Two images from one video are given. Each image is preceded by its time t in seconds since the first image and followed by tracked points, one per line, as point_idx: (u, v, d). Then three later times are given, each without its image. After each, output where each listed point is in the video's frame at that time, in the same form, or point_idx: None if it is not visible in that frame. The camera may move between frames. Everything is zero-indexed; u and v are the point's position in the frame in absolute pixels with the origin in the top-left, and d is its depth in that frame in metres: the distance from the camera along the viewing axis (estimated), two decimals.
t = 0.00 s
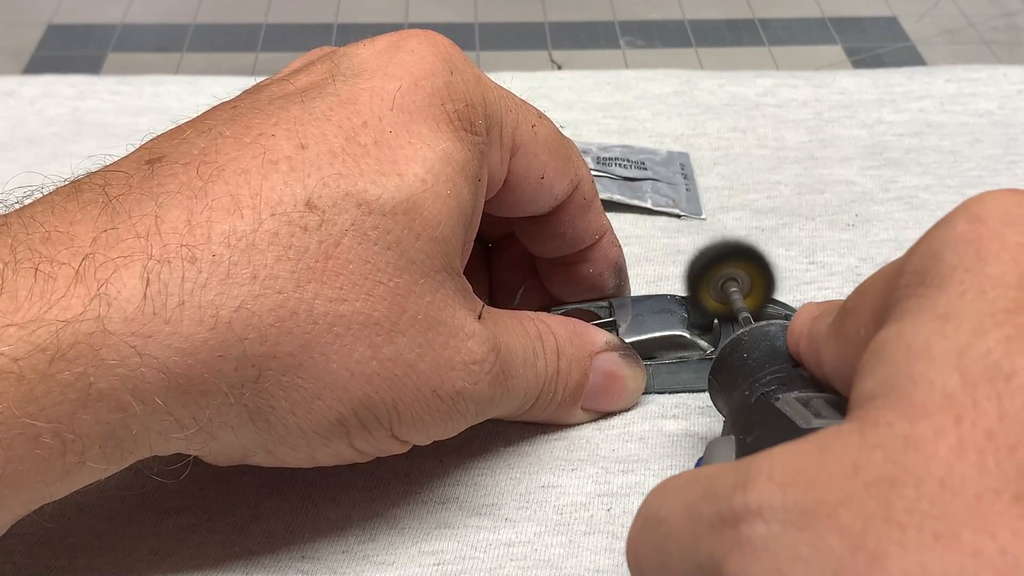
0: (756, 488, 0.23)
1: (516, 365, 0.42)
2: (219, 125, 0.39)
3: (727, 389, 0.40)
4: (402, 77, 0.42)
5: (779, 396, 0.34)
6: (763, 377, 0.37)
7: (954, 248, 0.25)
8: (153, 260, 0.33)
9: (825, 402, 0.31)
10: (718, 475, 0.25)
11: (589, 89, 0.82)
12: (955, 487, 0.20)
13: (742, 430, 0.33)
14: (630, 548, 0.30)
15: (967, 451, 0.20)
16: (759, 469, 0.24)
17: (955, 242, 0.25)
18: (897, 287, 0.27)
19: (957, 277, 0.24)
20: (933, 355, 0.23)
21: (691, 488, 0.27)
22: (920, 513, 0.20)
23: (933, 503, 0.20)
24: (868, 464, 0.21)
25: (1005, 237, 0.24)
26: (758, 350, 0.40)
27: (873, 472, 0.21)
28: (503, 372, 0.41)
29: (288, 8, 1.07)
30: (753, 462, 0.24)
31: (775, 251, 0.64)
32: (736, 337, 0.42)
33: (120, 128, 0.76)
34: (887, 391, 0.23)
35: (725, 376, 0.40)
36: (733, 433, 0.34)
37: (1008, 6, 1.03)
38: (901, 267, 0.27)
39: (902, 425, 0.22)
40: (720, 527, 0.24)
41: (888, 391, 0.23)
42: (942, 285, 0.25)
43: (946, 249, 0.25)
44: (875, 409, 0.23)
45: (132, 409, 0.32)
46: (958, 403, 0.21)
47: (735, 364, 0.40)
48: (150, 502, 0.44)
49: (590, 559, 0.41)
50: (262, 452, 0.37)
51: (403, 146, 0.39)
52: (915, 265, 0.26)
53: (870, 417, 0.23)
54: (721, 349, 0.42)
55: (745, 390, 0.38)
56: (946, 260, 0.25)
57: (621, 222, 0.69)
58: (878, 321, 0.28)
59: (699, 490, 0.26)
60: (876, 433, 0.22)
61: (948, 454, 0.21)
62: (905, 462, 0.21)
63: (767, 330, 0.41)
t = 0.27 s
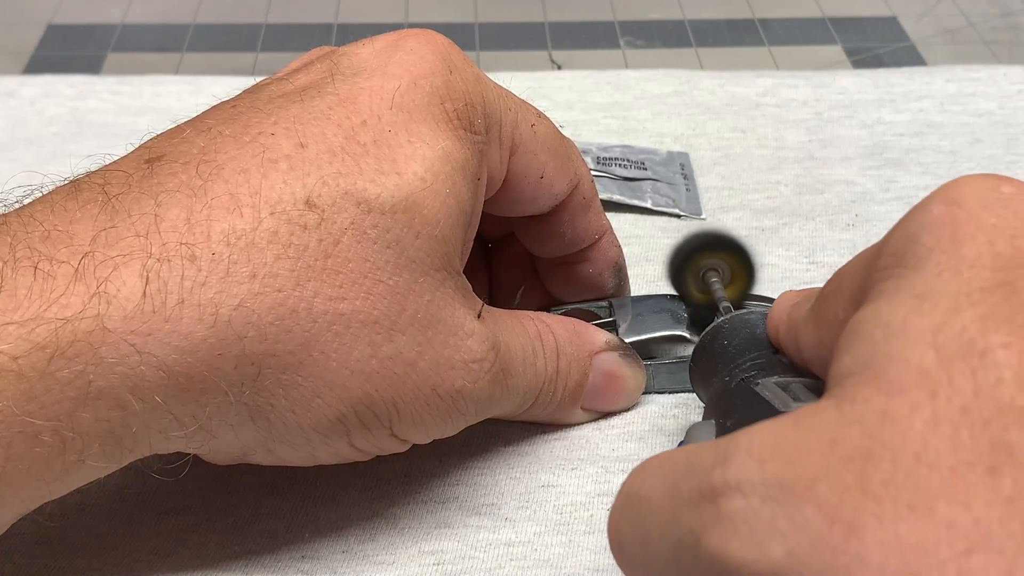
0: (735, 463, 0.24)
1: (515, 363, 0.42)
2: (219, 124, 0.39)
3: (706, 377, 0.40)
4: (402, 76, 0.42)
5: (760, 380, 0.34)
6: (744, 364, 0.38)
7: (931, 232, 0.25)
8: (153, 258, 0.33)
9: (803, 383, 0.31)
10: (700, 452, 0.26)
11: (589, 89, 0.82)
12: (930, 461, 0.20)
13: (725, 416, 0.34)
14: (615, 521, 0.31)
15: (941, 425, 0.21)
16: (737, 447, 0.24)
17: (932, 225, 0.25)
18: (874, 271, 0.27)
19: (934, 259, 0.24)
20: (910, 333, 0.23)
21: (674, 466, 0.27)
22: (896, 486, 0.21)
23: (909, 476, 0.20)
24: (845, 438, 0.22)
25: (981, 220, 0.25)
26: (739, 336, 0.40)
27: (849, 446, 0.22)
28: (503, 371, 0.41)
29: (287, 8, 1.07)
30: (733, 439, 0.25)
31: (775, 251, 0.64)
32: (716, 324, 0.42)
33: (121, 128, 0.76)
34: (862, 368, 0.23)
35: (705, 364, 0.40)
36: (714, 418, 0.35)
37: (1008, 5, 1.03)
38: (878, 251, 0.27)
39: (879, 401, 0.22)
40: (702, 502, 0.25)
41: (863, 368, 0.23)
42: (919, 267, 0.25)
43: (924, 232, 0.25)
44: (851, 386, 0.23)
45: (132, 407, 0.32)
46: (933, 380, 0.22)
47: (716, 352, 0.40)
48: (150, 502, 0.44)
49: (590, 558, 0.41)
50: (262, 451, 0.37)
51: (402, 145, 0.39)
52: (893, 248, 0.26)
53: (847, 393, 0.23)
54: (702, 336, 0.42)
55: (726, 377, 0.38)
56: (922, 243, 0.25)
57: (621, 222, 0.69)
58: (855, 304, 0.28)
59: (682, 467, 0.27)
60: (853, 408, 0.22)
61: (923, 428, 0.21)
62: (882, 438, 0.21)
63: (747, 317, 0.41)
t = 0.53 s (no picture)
0: (723, 438, 0.24)
1: (515, 362, 0.42)
2: (219, 123, 0.39)
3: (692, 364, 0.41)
4: (401, 75, 0.42)
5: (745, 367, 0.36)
6: (726, 351, 0.39)
7: (918, 215, 0.25)
8: (152, 256, 0.33)
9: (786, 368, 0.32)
10: (688, 431, 0.26)
11: (589, 89, 0.82)
12: (915, 434, 0.21)
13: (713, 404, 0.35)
14: (603, 501, 0.31)
15: (927, 399, 0.21)
16: (725, 421, 0.24)
17: (917, 209, 0.25)
18: (860, 255, 0.27)
19: (920, 241, 0.25)
20: (898, 311, 0.23)
21: (663, 445, 0.27)
22: (882, 458, 0.21)
23: (894, 448, 0.21)
24: (832, 413, 0.22)
25: (966, 202, 0.25)
26: (721, 325, 0.41)
27: (836, 420, 0.22)
28: (503, 370, 0.41)
29: (287, 8, 1.07)
30: (721, 416, 0.25)
31: (775, 251, 0.64)
32: (699, 314, 0.43)
33: (121, 129, 0.76)
34: (848, 345, 0.24)
35: (689, 351, 0.41)
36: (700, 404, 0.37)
37: (1008, 6, 1.03)
38: (864, 236, 0.27)
39: (866, 375, 0.22)
40: (690, 478, 0.25)
41: (851, 344, 0.24)
42: (906, 249, 0.25)
43: (910, 216, 0.25)
44: (837, 362, 0.23)
45: (132, 405, 0.32)
46: (919, 355, 0.22)
47: (700, 340, 0.41)
48: (150, 501, 0.44)
49: (589, 557, 0.41)
50: (262, 449, 0.37)
51: (401, 143, 0.39)
52: (879, 231, 0.26)
53: (835, 368, 0.23)
54: (686, 325, 0.43)
55: (710, 365, 0.39)
56: (908, 227, 0.25)
57: (621, 222, 0.69)
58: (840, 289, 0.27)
59: (671, 445, 0.27)
60: (839, 383, 0.23)
61: (909, 401, 0.21)
62: (869, 410, 0.22)
63: (729, 307, 0.42)
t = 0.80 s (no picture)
0: (742, 437, 0.23)
1: (515, 361, 0.42)
2: (218, 122, 0.39)
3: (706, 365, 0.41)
4: (401, 74, 0.42)
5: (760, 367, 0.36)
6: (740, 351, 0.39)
7: (937, 213, 0.25)
8: (152, 255, 0.33)
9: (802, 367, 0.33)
10: (705, 429, 0.25)
11: (588, 89, 0.82)
12: (937, 433, 0.20)
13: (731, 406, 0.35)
14: (617, 501, 0.29)
15: (949, 398, 0.20)
16: (744, 419, 0.23)
17: (938, 207, 0.25)
18: (879, 253, 0.27)
19: (940, 238, 0.24)
20: (918, 308, 0.23)
21: (679, 444, 0.26)
22: (904, 456, 0.20)
23: (916, 447, 0.20)
24: (854, 410, 0.21)
25: (986, 201, 0.25)
26: (735, 327, 0.41)
27: (857, 418, 0.21)
28: (503, 368, 0.41)
29: (287, 8, 1.06)
30: (739, 414, 0.24)
31: (775, 251, 0.64)
32: (714, 315, 0.42)
33: (121, 129, 0.76)
34: (870, 344, 0.23)
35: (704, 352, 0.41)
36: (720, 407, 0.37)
37: (1009, 5, 1.03)
38: (884, 233, 0.27)
39: (885, 374, 0.22)
40: (706, 476, 0.24)
41: (870, 343, 0.23)
42: (924, 247, 0.25)
43: (930, 215, 0.25)
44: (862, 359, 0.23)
45: (132, 403, 0.32)
46: (939, 354, 0.21)
47: (713, 340, 0.41)
48: (150, 501, 0.44)
49: (590, 558, 0.41)
50: (263, 448, 0.37)
51: (401, 142, 0.39)
52: (899, 229, 0.26)
53: (853, 368, 0.22)
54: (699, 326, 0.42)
55: (725, 366, 0.39)
56: (927, 225, 0.25)
57: (621, 222, 0.69)
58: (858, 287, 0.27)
59: (686, 444, 0.26)
60: (859, 382, 0.22)
61: (931, 400, 0.21)
62: (890, 410, 0.21)
63: (744, 308, 0.42)
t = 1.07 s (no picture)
0: (828, 450, 0.22)
1: (515, 361, 0.42)
2: (219, 122, 0.39)
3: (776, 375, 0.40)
4: (402, 74, 0.42)
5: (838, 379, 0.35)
6: (819, 362, 0.38)
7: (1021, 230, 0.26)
8: (153, 256, 0.33)
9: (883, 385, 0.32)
10: (788, 441, 0.24)
11: (588, 89, 0.82)
12: None
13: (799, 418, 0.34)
14: (697, 514, 0.29)
15: None
16: (829, 432, 0.23)
17: None
18: (966, 265, 0.27)
19: None
20: (1010, 323, 0.23)
21: (759, 456, 0.26)
22: (997, 473, 0.19)
23: (1009, 463, 0.19)
24: (945, 426, 0.21)
25: None
26: (813, 337, 0.40)
27: (948, 434, 0.20)
28: (503, 368, 0.41)
29: (287, 8, 1.07)
30: (824, 427, 0.23)
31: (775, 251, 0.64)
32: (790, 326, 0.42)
33: (121, 129, 0.76)
34: (963, 359, 0.23)
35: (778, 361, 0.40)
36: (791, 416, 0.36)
37: (1009, 5, 1.03)
38: (973, 247, 0.27)
39: (977, 390, 0.21)
40: (790, 490, 0.23)
41: (962, 359, 0.23)
42: (1013, 261, 0.25)
43: (1018, 229, 0.26)
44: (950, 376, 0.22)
45: (133, 404, 0.32)
46: None
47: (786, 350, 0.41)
48: (150, 502, 0.44)
49: (590, 558, 0.41)
50: (263, 449, 0.37)
51: (402, 142, 0.39)
52: (986, 243, 0.27)
53: (944, 384, 0.22)
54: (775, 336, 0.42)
55: (801, 375, 0.38)
56: (1016, 240, 0.25)
57: (621, 222, 0.69)
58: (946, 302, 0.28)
59: (768, 456, 0.25)
60: (949, 398, 0.21)
61: None
62: (982, 425, 0.20)
63: (822, 320, 0.42)
